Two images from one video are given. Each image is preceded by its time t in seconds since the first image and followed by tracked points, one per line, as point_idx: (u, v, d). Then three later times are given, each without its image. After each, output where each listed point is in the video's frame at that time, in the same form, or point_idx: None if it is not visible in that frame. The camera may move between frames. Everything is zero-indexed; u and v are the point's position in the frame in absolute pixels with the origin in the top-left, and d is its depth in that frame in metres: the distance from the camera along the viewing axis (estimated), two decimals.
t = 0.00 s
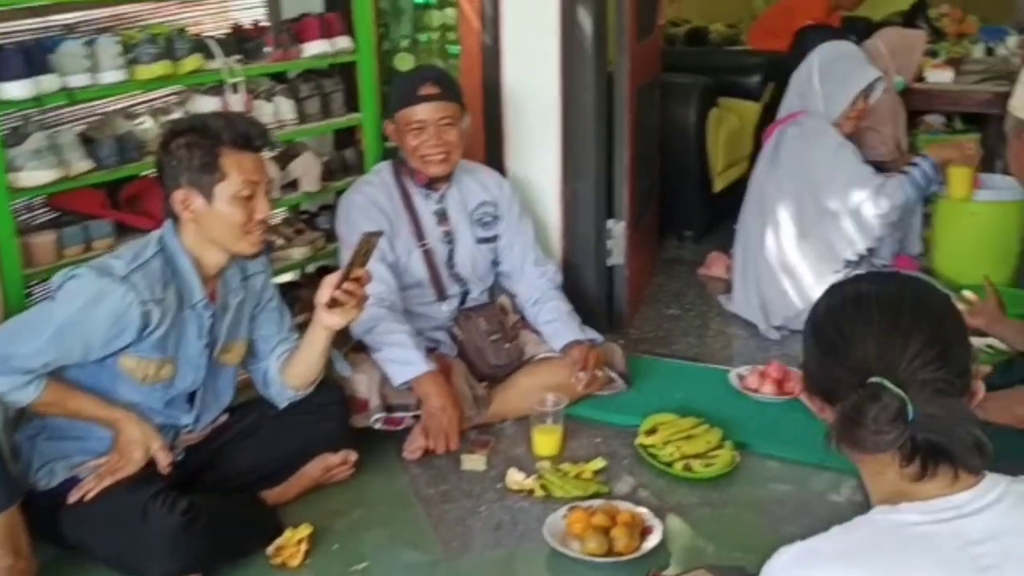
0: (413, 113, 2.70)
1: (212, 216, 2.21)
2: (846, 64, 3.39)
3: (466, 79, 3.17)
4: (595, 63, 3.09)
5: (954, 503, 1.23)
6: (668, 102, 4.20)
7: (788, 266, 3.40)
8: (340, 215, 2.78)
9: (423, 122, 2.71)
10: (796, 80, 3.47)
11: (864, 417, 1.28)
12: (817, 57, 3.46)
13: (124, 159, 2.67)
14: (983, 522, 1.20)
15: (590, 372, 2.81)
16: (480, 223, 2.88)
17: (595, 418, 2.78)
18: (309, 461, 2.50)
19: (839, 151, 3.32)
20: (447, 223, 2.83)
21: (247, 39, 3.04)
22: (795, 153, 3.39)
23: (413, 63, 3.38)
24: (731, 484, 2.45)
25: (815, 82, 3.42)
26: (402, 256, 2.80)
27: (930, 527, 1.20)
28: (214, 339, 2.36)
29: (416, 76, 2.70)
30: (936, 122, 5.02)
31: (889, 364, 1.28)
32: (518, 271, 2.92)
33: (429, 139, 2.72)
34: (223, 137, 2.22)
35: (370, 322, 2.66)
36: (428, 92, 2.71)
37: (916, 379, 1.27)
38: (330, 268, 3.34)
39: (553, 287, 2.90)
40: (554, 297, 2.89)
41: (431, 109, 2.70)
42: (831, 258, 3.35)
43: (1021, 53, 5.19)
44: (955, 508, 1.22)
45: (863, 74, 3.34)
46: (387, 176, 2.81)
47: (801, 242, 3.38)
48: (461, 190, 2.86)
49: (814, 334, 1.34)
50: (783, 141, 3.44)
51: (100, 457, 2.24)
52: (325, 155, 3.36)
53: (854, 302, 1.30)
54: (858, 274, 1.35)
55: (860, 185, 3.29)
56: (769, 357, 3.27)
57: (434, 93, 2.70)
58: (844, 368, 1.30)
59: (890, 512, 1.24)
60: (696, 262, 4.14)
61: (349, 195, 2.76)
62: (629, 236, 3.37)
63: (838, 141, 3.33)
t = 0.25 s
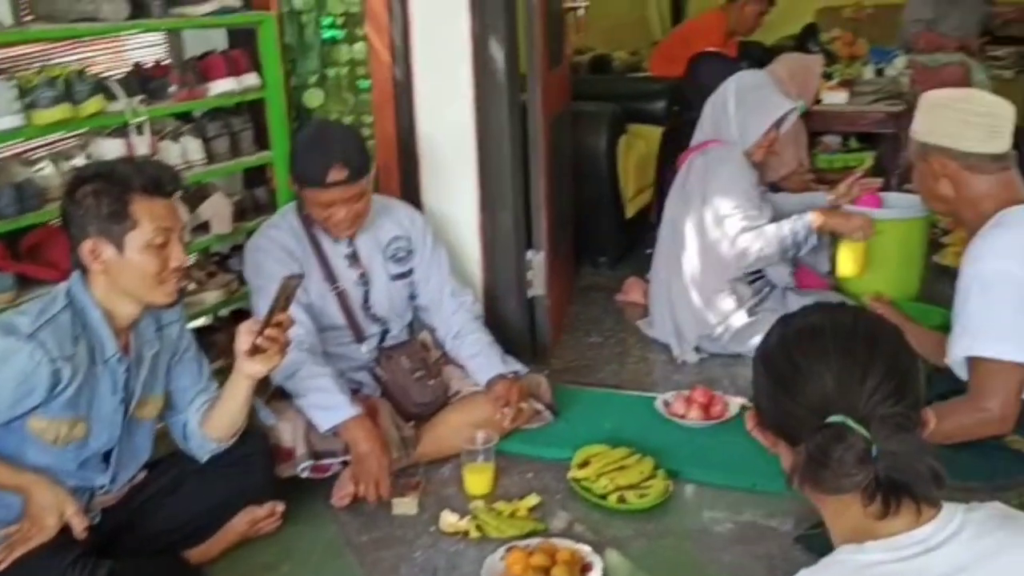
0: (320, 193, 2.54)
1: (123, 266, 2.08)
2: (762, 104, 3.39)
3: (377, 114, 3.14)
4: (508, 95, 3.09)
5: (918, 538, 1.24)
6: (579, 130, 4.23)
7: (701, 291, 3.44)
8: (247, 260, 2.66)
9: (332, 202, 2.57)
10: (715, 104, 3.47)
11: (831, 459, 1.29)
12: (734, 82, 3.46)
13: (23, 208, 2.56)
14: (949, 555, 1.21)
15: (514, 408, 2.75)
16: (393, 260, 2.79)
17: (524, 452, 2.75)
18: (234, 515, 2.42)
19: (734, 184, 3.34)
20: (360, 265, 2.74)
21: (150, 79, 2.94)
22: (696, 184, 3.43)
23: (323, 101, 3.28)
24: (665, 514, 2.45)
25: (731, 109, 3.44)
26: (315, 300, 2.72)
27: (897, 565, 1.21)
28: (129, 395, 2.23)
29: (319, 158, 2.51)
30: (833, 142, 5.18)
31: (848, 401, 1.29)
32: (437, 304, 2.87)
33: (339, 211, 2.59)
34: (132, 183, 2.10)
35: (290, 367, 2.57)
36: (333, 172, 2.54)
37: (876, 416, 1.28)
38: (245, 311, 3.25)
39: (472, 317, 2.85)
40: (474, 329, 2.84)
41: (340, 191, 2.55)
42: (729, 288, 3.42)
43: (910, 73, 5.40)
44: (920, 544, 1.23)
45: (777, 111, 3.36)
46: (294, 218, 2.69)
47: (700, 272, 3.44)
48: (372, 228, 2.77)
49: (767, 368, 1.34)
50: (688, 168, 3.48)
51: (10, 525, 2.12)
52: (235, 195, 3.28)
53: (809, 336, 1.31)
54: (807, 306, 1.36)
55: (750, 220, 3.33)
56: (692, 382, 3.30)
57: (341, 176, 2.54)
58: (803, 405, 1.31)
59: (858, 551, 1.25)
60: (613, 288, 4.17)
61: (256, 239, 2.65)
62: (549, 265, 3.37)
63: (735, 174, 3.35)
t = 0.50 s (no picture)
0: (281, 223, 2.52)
1: (78, 293, 2.02)
2: (718, 125, 3.42)
3: (335, 131, 3.11)
4: (467, 113, 3.07)
5: (898, 557, 1.24)
6: (535, 146, 4.24)
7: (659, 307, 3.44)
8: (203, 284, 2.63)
9: (293, 230, 2.53)
10: (673, 121, 3.49)
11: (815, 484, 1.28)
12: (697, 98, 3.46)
13: None
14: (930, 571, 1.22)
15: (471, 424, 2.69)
16: (353, 282, 2.75)
17: (490, 472, 2.74)
18: (196, 545, 2.37)
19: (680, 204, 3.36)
20: (319, 289, 2.70)
21: (100, 100, 2.88)
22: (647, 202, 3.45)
23: (277, 120, 3.23)
24: (633, 531, 2.44)
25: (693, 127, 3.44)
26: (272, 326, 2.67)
27: None
28: (85, 426, 2.17)
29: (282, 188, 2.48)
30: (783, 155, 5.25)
31: (830, 420, 1.30)
32: (396, 326, 2.84)
33: (299, 240, 2.56)
34: (85, 208, 2.04)
35: (252, 392, 2.53)
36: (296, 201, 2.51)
37: (857, 436, 1.29)
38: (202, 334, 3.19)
39: (431, 339, 2.82)
40: (432, 350, 2.80)
41: (302, 222, 2.53)
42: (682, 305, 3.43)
43: (856, 87, 5.49)
44: (903, 562, 1.24)
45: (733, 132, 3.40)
46: (250, 242, 2.66)
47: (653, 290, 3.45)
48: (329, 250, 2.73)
49: (746, 386, 1.35)
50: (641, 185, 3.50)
51: None
52: (189, 217, 3.22)
53: (790, 355, 1.32)
54: (784, 324, 1.37)
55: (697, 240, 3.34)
56: (655, 398, 3.30)
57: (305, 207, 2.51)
58: (785, 424, 1.31)
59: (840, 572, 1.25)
60: (572, 304, 4.18)
61: (212, 264, 2.61)
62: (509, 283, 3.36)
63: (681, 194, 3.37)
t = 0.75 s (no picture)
0: (264, 235, 2.50)
1: (45, 321, 1.97)
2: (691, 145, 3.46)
3: (302, 153, 3.10)
4: (435, 132, 3.06)
5: None
6: (502, 165, 4.25)
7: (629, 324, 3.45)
8: (178, 303, 2.59)
9: (274, 245, 2.52)
10: (646, 138, 3.52)
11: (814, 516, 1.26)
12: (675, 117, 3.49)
13: None
14: None
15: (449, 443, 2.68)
16: (329, 304, 2.73)
17: (464, 494, 2.72)
18: None
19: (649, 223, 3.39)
20: (296, 311, 2.68)
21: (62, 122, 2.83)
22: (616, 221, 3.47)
23: (242, 140, 3.20)
24: (610, 551, 2.43)
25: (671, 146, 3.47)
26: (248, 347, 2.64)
27: None
28: (52, 456, 2.12)
29: (267, 200, 2.47)
30: (745, 172, 5.31)
31: (821, 441, 1.30)
32: (369, 349, 2.83)
33: (279, 257, 2.54)
34: (53, 233, 2.00)
35: (228, 417, 2.51)
36: (279, 214, 2.49)
37: (847, 459, 1.30)
38: (169, 359, 3.15)
39: (404, 363, 2.81)
40: (404, 374, 2.79)
41: (283, 235, 2.51)
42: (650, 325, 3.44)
43: (815, 103, 5.56)
44: None
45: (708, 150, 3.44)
46: (227, 261, 2.63)
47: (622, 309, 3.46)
48: (307, 271, 2.71)
49: (734, 404, 1.34)
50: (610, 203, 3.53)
51: None
52: (154, 239, 3.17)
53: (781, 374, 1.32)
54: (773, 341, 1.37)
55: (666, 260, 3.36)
56: (627, 415, 3.30)
57: (287, 219, 2.50)
58: (775, 445, 1.31)
59: None
60: (541, 322, 4.18)
61: (188, 283, 2.57)
62: (479, 302, 3.34)
63: (651, 214, 3.39)
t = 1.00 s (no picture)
0: (261, 234, 2.52)
1: (26, 341, 1.94)
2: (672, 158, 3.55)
3: (282, 168, 3.09)
4: (416, 149, 3.05)
5: None
6: (480, 181, 4.26)
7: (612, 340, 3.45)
8: (169, 316, 2.59)
9: (269, 245, 2.54)
10: (629, 150, 3.56)
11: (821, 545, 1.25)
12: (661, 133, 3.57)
13: None
14: None
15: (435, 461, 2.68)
16: (319, 321, 2.77)
17: (448, 513, 2.71)
18: None
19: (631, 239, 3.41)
20: (287, 326, 2.70)
21: (39, 140, 2.79)
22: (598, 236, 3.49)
23: (220, 157, 3.18)
24: (596, 568, 2.43)
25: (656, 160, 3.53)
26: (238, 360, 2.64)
27: None
28: (33, 478, 2.09)
29: (266, 197, 2.51)
30: (720, 187, 5.35)
31: (823, 463, 1.30)
32: (356, 368, 2.85)
33: (274, 260, 2.55)
34: (34, 253, 1.97)
35: (214, 435, 2.48)
36: (278, 214, 2.53)
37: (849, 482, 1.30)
38: (146, 378, 3.11)
39: (391, 383, 2.85)
40: (391, 394, 2.83)
41: (280, 233, 2.53)
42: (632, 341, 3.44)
43: (789, 119, 5.61)
44: None
45: (688, 162, 3.53)
46: (221, 277, 2.65)
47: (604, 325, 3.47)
48: (300, 288, 2.75)
49: (734, 425, 1.34)
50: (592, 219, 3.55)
51: None
52: (132, 257, 3.13)
53: (783, 395, 1.32)
54: (773, 360, 1.38)
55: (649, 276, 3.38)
56: (610, 432, 3.30)
57: (286, 218, 2.53)
58: (776, 466, 1.31)
59: None
60: (520, 339, 4.18)
61: (181, 299, 2.59)
62: (460, 319, 3.34)
63: (634, 230, 3.42)
